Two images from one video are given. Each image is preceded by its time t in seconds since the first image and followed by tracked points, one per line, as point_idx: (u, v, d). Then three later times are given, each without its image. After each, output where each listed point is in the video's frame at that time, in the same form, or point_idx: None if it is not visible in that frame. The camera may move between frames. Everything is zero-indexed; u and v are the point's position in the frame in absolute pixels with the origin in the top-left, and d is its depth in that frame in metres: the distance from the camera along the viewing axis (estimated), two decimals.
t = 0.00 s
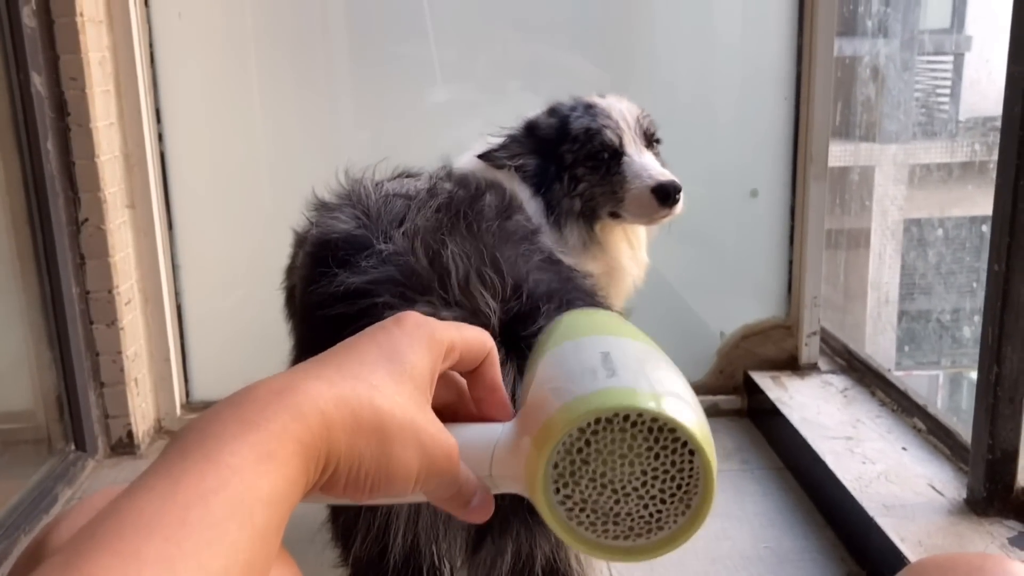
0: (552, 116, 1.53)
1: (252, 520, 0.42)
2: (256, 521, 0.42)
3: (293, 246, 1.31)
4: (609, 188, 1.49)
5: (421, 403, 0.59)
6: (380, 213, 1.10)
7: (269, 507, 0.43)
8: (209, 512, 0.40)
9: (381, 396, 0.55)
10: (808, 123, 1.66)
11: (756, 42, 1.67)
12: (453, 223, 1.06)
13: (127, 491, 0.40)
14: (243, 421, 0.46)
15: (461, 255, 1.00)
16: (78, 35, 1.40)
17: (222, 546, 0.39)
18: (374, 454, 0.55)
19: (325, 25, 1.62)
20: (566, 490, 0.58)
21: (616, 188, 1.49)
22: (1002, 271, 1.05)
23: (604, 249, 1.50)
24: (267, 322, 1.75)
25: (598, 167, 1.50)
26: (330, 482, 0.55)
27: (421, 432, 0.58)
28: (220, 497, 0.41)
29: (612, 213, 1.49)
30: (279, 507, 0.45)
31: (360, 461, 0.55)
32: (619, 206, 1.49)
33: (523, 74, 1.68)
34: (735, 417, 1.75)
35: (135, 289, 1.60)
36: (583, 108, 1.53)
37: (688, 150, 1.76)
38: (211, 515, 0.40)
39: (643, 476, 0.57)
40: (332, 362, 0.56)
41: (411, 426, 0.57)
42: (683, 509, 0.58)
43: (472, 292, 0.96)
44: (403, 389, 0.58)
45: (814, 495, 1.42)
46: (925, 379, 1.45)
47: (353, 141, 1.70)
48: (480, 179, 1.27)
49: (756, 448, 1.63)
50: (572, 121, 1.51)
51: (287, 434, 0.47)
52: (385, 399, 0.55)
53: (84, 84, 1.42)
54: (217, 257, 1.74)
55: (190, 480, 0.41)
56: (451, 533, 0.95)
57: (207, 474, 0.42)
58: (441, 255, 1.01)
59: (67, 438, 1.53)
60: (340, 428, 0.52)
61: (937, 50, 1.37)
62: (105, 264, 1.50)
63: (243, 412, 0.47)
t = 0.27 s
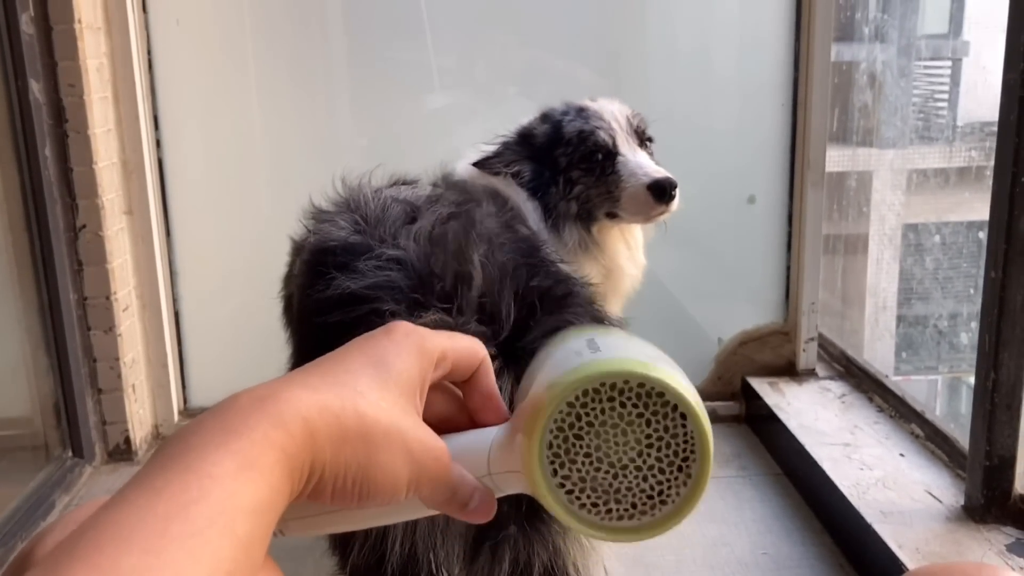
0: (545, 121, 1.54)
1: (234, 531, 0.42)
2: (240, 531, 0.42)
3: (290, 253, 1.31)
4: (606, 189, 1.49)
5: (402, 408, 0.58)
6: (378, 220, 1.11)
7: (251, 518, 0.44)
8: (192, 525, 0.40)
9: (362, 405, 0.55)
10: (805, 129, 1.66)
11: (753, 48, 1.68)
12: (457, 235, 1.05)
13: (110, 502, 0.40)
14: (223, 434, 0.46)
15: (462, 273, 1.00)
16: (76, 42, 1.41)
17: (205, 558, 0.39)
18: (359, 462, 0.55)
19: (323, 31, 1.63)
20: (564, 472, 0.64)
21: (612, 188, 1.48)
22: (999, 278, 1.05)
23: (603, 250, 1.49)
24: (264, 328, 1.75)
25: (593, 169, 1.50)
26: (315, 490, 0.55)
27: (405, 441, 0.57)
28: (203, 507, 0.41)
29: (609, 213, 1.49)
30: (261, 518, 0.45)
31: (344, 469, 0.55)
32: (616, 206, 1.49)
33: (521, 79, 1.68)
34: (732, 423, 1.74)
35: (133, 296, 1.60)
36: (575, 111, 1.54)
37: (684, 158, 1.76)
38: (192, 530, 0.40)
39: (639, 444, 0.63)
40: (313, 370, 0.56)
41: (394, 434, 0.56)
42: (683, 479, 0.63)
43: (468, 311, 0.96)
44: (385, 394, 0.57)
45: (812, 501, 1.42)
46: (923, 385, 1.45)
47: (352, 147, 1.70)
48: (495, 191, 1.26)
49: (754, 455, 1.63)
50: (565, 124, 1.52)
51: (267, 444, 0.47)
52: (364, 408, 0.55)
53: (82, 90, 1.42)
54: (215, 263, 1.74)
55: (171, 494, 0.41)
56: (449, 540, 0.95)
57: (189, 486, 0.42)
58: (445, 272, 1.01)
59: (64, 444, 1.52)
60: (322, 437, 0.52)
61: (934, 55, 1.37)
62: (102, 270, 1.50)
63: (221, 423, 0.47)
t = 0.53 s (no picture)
0: (538, 128, 1.53)
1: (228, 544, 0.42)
2: (234, 544, 0.43)
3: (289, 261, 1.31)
4: (601, 194, 1.47)
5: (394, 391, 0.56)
6: (376, 227, 1.11)
7: (245, 531, 0.44)
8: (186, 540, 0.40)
9: (348, 400, 0.53)
10: (804, 135, 1.66)
11: (752, 53, 1.68)
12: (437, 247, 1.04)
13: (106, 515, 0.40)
14: (220, 444, 0.46)
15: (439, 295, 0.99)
16: (75, 49, 1.40)
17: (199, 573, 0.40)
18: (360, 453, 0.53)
19: (322, 38, 1.63)
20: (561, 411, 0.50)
21: (607, 193, 1.47)
22: (999, 285, 1.05)
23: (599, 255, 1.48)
24: (262, 335, 1.75)
25: (586, 174, 1.48)
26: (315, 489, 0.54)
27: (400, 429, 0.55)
28: (192, 521, 0.41)
29: (604, 219, 1.47)
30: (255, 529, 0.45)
31: (343, 463, 0.53)
32: (611, 211, 1.47)
33: (520, 85, 1.68)
34: (732, 429, 1.76)
35: (131, 303, 1.60)
36: (569, 118, 1.53)
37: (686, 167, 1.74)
38: (185, 544, 0.40)
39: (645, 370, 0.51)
40: (306, 370, 0.54)
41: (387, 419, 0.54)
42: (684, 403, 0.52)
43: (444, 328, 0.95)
44: (364, 379, 0.55)
45: (812, 508, 1.42)
46: (923, 390, 1.45)
47: (351, 153, 1.70)
48: (482, 198, 1.26)
49: (754, 461, 1.63)
50: (558, 130, 1.51)
51: (263, 455, 0.47)
52: (352, 399, 0.53)
53: (80, 97, 1.42)
54: (213, 269, 1.74)
55: (169, 506, 0.41)
56: (449, 550, 0.94)
57: (184, 501, 0.42)
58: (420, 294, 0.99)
59: (62, 451, 1.52)
60: (318, 439, 0.51)
61: (934, 59, 1.37)
62: (101, 277, 1.49)
63: (218, 434, 0.47)
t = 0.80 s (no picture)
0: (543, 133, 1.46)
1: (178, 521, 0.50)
2: (187, 521, 0.50)
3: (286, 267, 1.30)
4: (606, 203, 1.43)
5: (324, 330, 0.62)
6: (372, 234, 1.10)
7: (197, 506, 0.51)
8: (127, 531, 0.47)
9: (274, 362, 0.58)
10: (802, 140, 1.66)
11: (750, 58, 1.68)
12: (427, 258, 1.01)
13: (68, 510, 0.48)
14: (164, 433, 0.53)
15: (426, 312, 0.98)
16: (74, 54, 1.41)
17: (145, 554, 0.47)
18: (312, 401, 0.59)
19: (321, 42, 1.63)
20: (491, 237, 0.62)
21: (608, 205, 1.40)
22: (998, 290, 1.04)
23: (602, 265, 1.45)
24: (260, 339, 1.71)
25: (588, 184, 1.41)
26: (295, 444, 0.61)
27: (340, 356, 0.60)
28: (128, 515, 0.48)
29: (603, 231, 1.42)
30: (211, 498, 0.52)
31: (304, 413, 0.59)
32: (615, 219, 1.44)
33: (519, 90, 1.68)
34: (732, 434, 1.78)
35: (130, 308, 1.60)
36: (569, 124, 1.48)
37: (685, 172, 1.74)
38: (128, 532, 0.47)
39: (546, 167, 0.64)
40: (245, 348, 0.60)
41: (326, 356, 0.60)
42: (598, 183, 0.64)
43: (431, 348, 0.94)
44: (288, 340, 0.61)
45: (811, 512, 1.42)
46: (922, 394, 1.44)
47: (351, 157, 1.70)
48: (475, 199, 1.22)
49: (754, 466, 1.63)
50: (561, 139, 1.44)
51: (204, 431, 0.54)
52: (284, 361, 0.59)
53: (79, 103, 1.42)
54: (212, 275, 1.73)
55: (118, 498, 0.49)
56: (445, 556, 0.92)
57: (127, 493, 0.49)
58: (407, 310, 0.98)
59: (60, 458, 1.50)
60: (260, 404, 0.57)
61: (932, 63, 1.37)
62: (99, 283, 1.50)
63: (166, 420, 0.54)
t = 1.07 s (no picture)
0: (565, 136, 1.40)
1: (151, 513, 0.51)
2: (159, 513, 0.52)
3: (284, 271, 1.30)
4: (625, 215, 1.40)
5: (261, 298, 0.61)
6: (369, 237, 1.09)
7: (166, 495, 0.53)
8: (105, 526, 0.49)
9: (226, 342, 0.59)
10: (802, 142, 1.66)
11: (750, 61, 1.68)
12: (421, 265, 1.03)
13: (40, 506, 0.49)
14: (130, 420, 0.54)
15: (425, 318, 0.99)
16: (73, 58, 1.41)
17: (121, 552, 0.49)
18: (270, 379, 0.61)
19: (321, 45, 1.63)
20: (390, 157, 0.65)
21: (631, 215, 1.40)
22: (999, 292, 1.04)
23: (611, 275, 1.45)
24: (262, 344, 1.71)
25: (612, 191, 1.40)
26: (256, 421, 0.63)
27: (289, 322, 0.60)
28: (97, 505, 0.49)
29: (622, 237, 1.42)
30: (180, 486, 0.54)
31: (260, 392, 0.61)
32: (632, 232, 1.41)
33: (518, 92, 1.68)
34: (732, 437, 1.77)
35: (130, 311, 1.60)
36: (592, 131, 1.42)
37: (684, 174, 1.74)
38: (105, 529, 0.49)
39: (418, 72, 0.65)
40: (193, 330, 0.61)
41: (271, 325, 0.60)
42: (474, 72, 0.66)
43: (422, 348, 0.95)
44: (222, 318, 0.60)
45: (812, 515, 1.42)
46: (923, 396, 1.44)
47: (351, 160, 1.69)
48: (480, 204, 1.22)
49: (754, 468, 1.63)
50: (586, 144, 1.39)
51: (170, 418, 0.55)
52: (232, 341, 0.59)
53: (79, 105, 1.42)
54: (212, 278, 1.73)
55: (93, 489, 0.50)
56: (444, 559, 0.91)
57: (103, 485, 0.50)
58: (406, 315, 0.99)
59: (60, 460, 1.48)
60: (222, 387, 0.58)
61: (932, 65, 1.37)
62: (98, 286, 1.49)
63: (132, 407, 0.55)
